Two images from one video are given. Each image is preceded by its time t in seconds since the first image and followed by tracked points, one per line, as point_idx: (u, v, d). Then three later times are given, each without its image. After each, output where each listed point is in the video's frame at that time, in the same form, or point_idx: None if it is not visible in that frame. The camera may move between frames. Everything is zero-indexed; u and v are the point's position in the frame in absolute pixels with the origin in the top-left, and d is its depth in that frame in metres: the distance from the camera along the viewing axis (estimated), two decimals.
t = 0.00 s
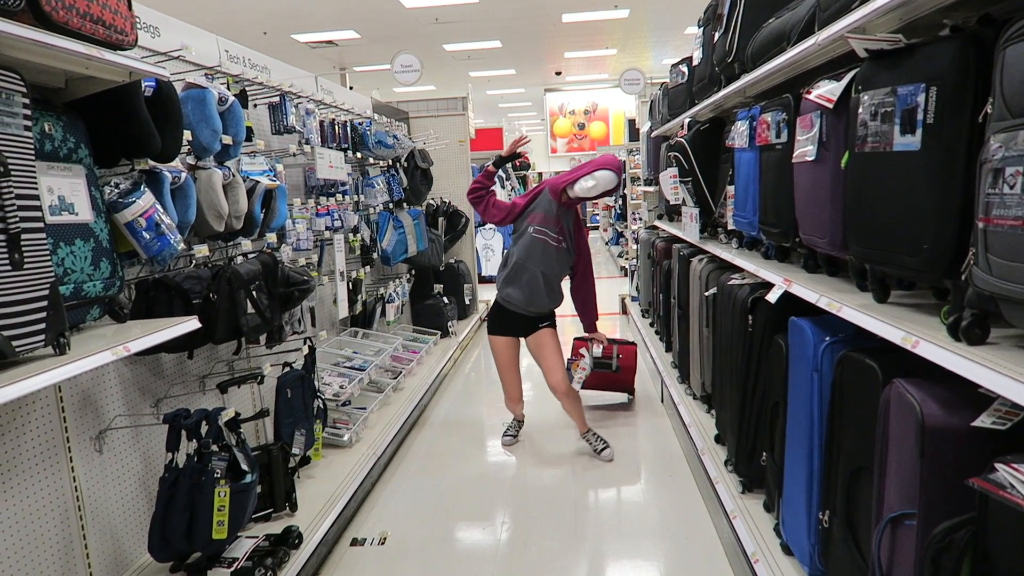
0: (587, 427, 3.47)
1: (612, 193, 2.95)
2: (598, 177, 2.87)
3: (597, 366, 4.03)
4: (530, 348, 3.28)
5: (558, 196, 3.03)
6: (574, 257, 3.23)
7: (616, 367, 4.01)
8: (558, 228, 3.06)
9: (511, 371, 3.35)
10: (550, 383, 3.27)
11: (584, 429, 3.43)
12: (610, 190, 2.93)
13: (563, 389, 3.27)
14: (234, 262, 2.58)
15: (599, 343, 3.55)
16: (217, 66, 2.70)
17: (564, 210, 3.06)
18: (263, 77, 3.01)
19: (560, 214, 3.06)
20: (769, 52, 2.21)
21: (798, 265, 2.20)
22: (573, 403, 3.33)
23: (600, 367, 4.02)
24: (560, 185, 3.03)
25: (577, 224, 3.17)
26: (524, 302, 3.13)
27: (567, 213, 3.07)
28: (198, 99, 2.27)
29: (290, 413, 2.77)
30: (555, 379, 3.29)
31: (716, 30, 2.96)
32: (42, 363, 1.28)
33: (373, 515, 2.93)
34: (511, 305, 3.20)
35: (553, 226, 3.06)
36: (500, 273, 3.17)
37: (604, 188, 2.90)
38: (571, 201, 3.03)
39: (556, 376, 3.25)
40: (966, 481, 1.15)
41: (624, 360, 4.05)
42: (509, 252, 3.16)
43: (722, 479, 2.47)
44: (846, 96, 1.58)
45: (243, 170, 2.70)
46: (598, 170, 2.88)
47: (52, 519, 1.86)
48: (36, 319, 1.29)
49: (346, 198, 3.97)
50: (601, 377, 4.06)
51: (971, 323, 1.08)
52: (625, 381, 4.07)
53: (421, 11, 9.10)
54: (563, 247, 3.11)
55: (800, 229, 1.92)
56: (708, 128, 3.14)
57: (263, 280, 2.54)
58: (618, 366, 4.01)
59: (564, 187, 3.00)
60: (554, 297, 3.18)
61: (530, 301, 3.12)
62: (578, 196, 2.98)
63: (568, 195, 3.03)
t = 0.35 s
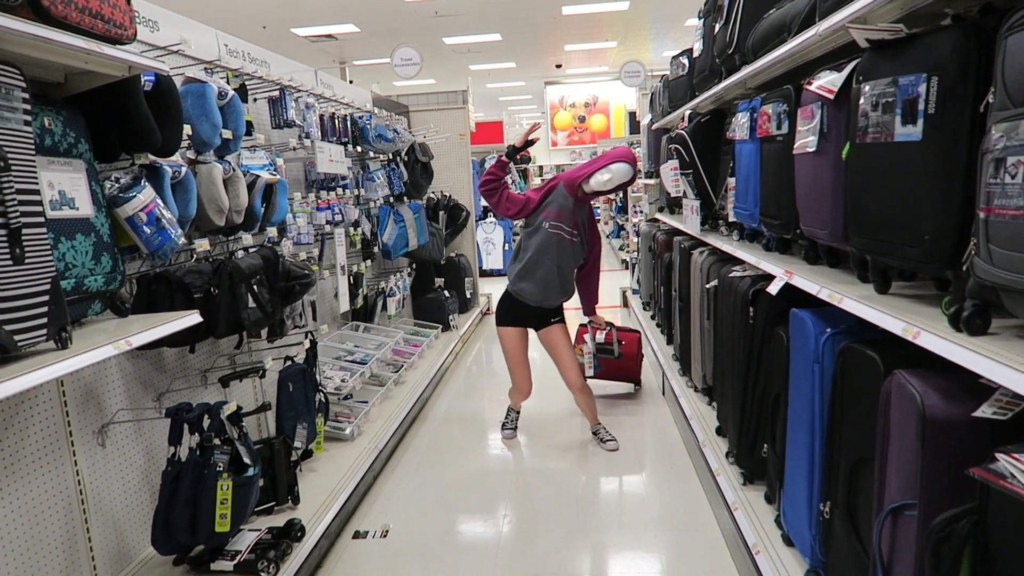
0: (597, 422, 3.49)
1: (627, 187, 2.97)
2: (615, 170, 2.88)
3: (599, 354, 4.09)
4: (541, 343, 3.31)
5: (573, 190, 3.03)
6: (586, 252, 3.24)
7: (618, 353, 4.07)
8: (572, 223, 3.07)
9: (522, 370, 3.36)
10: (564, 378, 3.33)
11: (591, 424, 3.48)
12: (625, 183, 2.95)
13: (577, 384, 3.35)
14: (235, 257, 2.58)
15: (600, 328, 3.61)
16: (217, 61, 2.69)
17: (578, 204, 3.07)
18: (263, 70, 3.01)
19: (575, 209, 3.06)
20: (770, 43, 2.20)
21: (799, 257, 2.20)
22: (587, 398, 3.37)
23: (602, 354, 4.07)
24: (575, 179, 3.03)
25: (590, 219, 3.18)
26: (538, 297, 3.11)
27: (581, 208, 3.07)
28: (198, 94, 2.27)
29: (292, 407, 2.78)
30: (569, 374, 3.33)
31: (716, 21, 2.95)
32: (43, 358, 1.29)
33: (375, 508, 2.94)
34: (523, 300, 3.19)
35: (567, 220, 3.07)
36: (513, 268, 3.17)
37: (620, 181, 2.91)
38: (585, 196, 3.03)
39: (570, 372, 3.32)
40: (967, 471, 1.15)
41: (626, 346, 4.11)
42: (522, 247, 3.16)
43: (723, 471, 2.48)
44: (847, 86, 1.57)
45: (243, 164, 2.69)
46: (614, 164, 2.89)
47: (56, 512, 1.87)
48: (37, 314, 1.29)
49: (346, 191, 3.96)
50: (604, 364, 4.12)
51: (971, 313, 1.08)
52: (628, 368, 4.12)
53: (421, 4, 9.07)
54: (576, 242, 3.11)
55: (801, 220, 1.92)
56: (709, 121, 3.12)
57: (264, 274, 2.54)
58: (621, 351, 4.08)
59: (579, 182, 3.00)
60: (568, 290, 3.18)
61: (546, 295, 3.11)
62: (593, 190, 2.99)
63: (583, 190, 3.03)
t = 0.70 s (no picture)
0: (598, 418, 3.49)
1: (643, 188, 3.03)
2: (635, 174, 2.93)
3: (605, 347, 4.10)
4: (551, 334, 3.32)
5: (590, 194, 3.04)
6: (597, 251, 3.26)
7: (624, 347, 4.07)
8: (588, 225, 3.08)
9: (531, 360, 3.33)
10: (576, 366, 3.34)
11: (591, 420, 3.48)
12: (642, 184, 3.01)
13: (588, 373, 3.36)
14: (236, 250, 2.59)
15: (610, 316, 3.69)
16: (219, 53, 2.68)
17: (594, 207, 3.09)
18: (265, 64, 3.01)
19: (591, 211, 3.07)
20: (773, 39, 2.19)
21: (800, 254, 2.20)
22: (596, 388, 3.39)
23: (608, 347, 4.08)
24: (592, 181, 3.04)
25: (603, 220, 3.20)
26: (555, 297, 3.12)
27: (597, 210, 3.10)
28: (200, 86, 2.26)
29: (293, 400, 2.79)
30: (580, 363, 3.35)
31: (719, 16, 2.94)
32: (45, 349, 1.29)
33: (375, 502, 2.95)
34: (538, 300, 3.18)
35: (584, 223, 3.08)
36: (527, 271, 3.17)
37: (638, 183, 2.97)
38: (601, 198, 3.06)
39: (582, 360, 3.34)
40: (966, 469, 1.15)
41: (632, 340, 4.11)
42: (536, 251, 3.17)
43: (723, 468, 2.48)
44: (849, 83, 1.57)
45: (245, 157, 2.69)
46: (633, 168, 2.95)
47: (56, 503, 1.87)
48: (39, 305, 1.29)
49: (348, 185, 3.96)
50: (610, 358, 4.13)
51: (972, 310, 1.08)
52: (633, 363, 4.13)
53: None
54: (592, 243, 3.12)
55: (802, 217, 1.92)
56: (711, 117, 3.12)
57: (265, 268, 2.54)
58: (626, 345, 4.08)
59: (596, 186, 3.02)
60: (582, 290, 3.21)
61: (565, 297, 3.12)
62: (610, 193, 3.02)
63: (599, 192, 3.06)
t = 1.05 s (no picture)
0: (603, 414, 3.49)
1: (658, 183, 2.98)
2: (650, 176, 2.86)
3: (610, 342, 4.10)
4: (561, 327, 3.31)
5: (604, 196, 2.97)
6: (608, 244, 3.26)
7: (629, 341, 4.07)
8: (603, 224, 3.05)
9: (541, 355, 3.31)
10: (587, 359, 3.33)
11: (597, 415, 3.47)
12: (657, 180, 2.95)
13: (600, 366, 3.35)
14: (238, 250, 2.59)
15: (616, 310, 3.71)
16: (219, 53, 2.68)
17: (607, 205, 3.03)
18: (265, 63, 3.00)
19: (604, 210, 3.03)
20: (774, 33, 2.18)
21: (803, 249, 2.19)
22: (605, 381, 3.38)
23: (614, 342, 4.08)
24: (605, 180, 2.97)
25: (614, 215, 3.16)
26: (565, 293, 3.15)
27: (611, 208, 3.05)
28: (200, 86, 2.26)
29: (297, 399, 2.79)
30: (591, 356, 3.34)
31: (720, 11, 2.93)
32: (49, 351, 1.29)
33: (379, 501, 2.95)
34: (549, 296, 3.20)
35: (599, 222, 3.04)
36: (542, 270, 3.18)
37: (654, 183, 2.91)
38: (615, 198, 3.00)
39: (592, 353, 3.33)
40: (972, 463, 1.15)
41: (637, 335, 4.11)
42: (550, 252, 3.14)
43: (727, 464, 2.48)
44: (851, 77, 1.56)
45: (247, 157, 2.69)
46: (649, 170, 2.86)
47: (61, 504, 1.88)
48: (42, 306, 1.29)
49: (349, 184, 3.96)
50: (615, 353, 4.13)
51: (977, 304, 1.07)
52: (638, 357, 4.13)
53: None
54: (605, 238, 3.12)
55: (805, 211, 1.91)
56: (712, 112, 3.11)
57: (268, 267, 2.54)
58: (632, 340, 4.08)
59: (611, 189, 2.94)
60: (592, 284, 3.24)
61: (582, 295, 3.17)
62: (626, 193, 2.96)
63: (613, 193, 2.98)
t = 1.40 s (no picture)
0: (605, 411, 3.49)
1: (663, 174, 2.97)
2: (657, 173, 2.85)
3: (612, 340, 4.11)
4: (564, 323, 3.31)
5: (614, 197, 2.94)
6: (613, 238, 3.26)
7: (630, 338, 4.06)
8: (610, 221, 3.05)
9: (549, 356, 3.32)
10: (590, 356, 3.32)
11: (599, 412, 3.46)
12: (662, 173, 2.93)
13: (602, 363, 3.35)
14: (241, 246, 2.59)
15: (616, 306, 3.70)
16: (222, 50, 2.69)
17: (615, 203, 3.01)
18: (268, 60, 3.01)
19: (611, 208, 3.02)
20: (777, 29, 2.18)
21: (806, 245, 2.19)
22: (607, 379, 3.37)
23: (615, 340, 4.08)
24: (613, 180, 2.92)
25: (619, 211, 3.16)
26: (569, 288, 3.17)
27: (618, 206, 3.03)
28: (203, 83, 2.27)
29: (299, 396, 2.80)
30: (593, 353, 3.33)
31: (722, 7, 2.93)
32: (54, 345, 1.30)
33: (382, 497, 2.96)
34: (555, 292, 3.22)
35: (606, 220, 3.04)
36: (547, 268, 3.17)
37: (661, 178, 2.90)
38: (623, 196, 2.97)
39: (594, 349, 3.33)
40: (975, 458, 1.15)
41: (638, 332, 4.09)
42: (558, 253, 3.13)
43: (730, 460, 2.48)
44: (854, 73, 1.56)
45: (250, 154, 2.69)
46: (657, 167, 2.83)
47: (66, 499, 1.89)
48: (47, 301, 1.30)
49: (352, 181, 3.97)
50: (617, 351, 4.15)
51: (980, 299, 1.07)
52: (640, 354, 4.15)
53: None
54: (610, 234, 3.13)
55: (808, 207, 1.91)
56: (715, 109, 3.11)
57: (270, 264, 2.54)
58: (632, 337, 4.06)
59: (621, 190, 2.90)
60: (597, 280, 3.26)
61: (588, 291, 3.20)
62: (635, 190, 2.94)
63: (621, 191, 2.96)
